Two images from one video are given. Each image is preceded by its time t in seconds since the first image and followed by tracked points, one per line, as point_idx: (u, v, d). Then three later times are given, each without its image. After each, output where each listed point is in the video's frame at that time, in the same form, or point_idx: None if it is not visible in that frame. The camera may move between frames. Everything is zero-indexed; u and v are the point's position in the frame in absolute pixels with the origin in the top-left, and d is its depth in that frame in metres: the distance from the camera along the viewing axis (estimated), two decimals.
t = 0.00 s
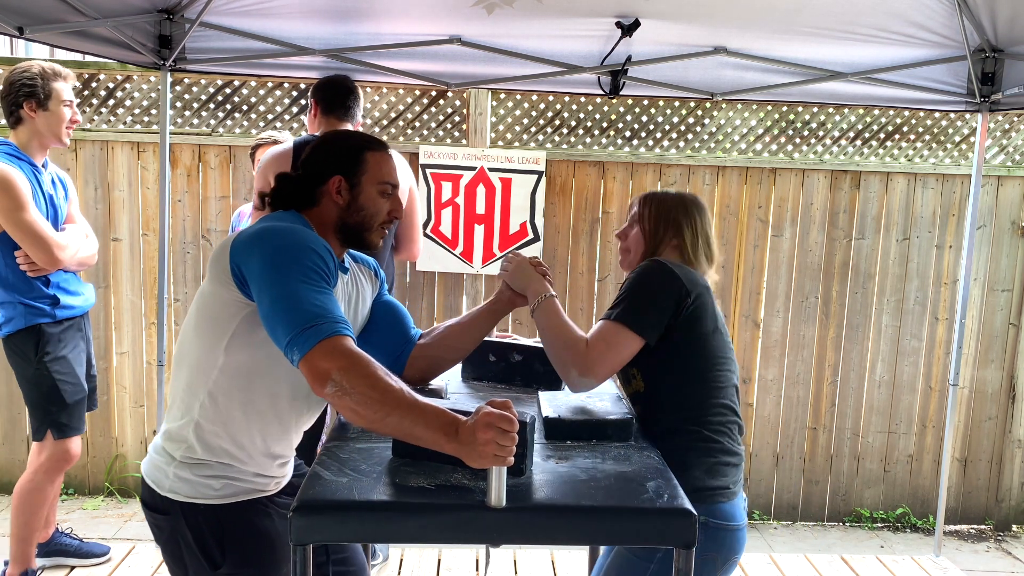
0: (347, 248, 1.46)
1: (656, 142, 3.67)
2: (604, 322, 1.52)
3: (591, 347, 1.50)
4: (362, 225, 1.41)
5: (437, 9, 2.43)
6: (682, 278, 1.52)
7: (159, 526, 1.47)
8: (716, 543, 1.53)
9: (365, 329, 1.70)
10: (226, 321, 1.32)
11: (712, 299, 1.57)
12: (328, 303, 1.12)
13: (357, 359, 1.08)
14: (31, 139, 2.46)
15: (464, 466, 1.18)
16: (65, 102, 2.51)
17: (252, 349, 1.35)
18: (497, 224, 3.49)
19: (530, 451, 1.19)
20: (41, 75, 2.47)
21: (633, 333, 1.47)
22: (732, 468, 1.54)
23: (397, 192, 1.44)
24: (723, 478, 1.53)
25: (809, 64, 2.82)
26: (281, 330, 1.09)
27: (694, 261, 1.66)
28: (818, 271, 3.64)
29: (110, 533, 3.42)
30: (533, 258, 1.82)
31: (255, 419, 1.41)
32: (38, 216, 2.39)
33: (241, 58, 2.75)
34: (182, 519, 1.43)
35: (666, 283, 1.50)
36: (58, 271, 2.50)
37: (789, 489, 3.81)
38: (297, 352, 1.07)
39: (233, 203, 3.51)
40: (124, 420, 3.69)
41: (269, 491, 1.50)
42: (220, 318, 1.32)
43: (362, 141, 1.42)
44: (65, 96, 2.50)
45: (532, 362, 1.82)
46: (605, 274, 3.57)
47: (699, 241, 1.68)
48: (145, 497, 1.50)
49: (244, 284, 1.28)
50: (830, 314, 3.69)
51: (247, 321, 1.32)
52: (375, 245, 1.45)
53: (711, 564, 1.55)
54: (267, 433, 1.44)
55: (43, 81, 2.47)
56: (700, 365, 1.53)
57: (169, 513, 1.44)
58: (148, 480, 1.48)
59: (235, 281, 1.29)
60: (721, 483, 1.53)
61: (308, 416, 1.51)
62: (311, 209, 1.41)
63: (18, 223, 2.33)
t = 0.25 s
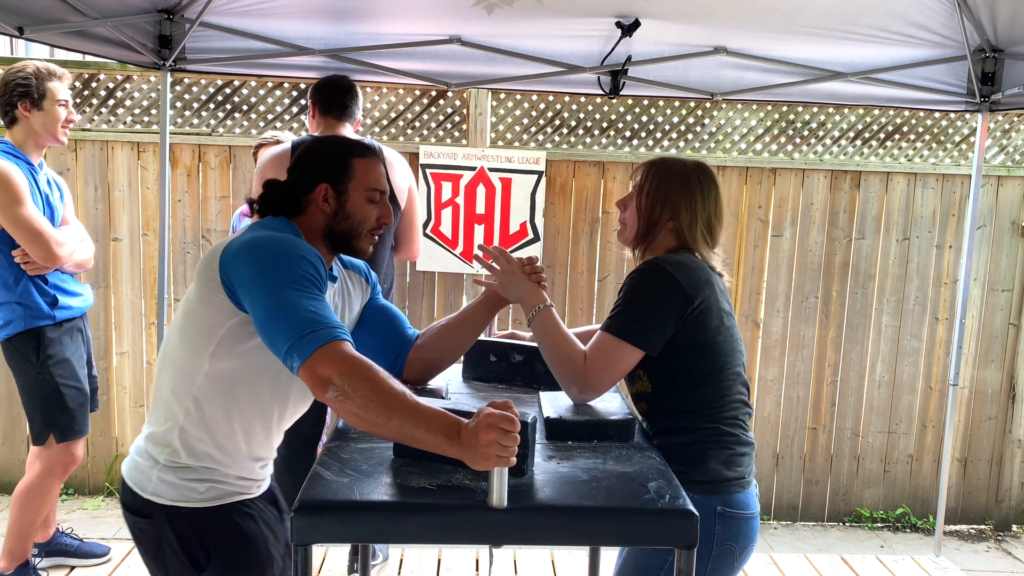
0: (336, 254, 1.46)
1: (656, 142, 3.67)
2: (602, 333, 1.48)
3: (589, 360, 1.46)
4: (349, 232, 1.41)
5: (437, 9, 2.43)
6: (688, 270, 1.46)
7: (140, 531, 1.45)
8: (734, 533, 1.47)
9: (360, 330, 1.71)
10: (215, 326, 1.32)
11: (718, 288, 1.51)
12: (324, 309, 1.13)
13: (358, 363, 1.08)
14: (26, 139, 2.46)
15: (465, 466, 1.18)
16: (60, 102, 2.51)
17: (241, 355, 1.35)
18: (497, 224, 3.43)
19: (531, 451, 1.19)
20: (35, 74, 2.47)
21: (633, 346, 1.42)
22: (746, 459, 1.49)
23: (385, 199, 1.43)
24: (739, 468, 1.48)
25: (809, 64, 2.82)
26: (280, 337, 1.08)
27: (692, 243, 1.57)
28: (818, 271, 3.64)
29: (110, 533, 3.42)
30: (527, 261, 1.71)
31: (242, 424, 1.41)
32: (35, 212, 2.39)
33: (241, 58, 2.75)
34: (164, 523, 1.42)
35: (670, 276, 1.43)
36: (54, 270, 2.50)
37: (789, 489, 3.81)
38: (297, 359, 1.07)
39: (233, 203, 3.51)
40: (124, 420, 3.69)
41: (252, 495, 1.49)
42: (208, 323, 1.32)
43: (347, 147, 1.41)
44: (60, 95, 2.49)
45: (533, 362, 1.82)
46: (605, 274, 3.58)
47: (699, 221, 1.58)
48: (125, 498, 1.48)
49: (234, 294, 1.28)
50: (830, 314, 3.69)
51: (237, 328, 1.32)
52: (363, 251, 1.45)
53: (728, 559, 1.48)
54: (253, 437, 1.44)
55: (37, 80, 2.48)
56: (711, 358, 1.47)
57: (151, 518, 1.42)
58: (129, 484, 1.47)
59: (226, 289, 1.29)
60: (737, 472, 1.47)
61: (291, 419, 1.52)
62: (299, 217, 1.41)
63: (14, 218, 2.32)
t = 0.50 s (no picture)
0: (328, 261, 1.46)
1: (656, 142, 3.67)
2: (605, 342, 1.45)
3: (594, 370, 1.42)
4: (340, 240, 1.40)
5: (437, 9, 2.43)
6: (700, 279, 1.41)
7: (94, 524, 1.45)
8: (743, 535, 1.45)
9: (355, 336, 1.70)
10: (191, 329, 1.31)
11: (732, 294, 1.46)
12: (322, 311, 1.13)
13: (361, 361, 1.08)
14: (17, 135, 2.46)
15: (467, 467, 1.18)
16: (51, 98, 2.52)
17: (213, 360, 1.34)
18: (497, 224, 3.44)
19: (533, 452, 1.19)
20: (26, 71, 2.47)
21: (638, 359, 1.39)
22: (753, 462, 1.48)
23: (379, 208, 1.42)
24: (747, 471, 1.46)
25: (809, 64, 2.82)
26: (281, 335, 1.07)
27: (708, 238, 1.53)
28: (818, 270, 3.65)
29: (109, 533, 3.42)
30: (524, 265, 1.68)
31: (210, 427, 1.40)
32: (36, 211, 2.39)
33: (241, 58, 2.74)
34: (121, 519, 1.42)
35: (681, 287, 1.39)
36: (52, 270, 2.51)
37: (789, 489, 3.81)
38: (299, 357, 1.05)
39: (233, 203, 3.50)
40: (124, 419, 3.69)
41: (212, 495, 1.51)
42: (187, 322, 1.31)
43: (344, 155, 1.40)
44: (51, 92, 2.50)
45: (533, 362, 1.83)
46: (605, 274, 3.57)
47: (716, 214, 1.54)
48: (83, 496, 1.47)
49: (224, 298, 1.27)
50: (830, 314, 3.69)
51: (212, 333, 1.31)
52: (353, 260, 1.44)
53: (738, 562, 1.46)
54: (218, 440, 1.44)
55: (28, 76, 2.47)
56: (720, 365, 1.44)
57: (108, 513, 1.42)
58: (88, 476, 1.46)
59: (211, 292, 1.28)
60: (745, 475, 1.46)
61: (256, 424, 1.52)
62: (291, 222, 1.41)
63: (14, 217, 2.33)
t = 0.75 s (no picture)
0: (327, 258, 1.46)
1: (656, 142, 3.67)
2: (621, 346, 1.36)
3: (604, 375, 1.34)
4: (340, 238, 1.40)
5: (438, 9, 2.42)
6: (728, 293, 1.33)
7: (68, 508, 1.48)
8: (764, 541, 1.44)
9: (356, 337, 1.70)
10: (180, 321, 1.31)
11: (757, 305, 1.40)
12: (321, 306, 1.12)
13: (362, 356, 1.08)
14: (14, 136, 2.45)
15: (467, 467, 1.18)
16: (48, 100, 2.53)
17: (200, 354, 1.34)
18: (497, 225, 3.48)
19: (533, 452, 1.19)
20: (25, 71, 2.47)
21: (651, 368, 1.30)
22: (768, 468, 1.46)
23: (381, 209, 1.42)
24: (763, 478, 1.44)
25: (809, 64, 2.82)
26: (280, 328, 1.07)
27: (729, 239, 1.45)
28: (818, 271, 3.65)
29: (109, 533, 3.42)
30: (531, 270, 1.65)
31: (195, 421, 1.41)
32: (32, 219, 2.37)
33: (241, 58, 2.74)
34: (94, 506, 1.44)
35: (708, 301, 1.31)
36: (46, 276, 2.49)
37: (789, 489, 3.81)
38: (298, 351, 1.05)
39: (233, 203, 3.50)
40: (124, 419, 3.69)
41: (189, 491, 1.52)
42: (180, 313, 1.30)
43: (346, 152, 1.40)
44: (49, 94, 2.52)
45: (534, 362, 1.83)
46: (605, 274, 3.57)
47: (735, 214, 1.45)
48: (61, 477, 1.50)
49: (221, 290, 1.26)
50: (831, 314, 3.69)
51: (205, 324, 1.30)
52: (352, 259, 1.44)
53: (759, 568, 1.45)
54: (203, 433, 1.45)
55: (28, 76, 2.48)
56: (742, 379, 1.39)
57: (82, 498, 1.45)
58: (70, 458, 1.49)
59: (206, 283, 1.27)
60: (762, 482, 1.44)
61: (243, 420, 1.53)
62: (291, 217, 1.41)
63: (14, 226, 2.31)
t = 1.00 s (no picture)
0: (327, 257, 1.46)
1: (656, 142, 3.67)
2: (638, 348, 1.35)
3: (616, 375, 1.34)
4: (339, 237, 1.40)
5: (438, 9, 2.42)
6: (755, 299, 1.33)
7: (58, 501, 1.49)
8: (774, 548, 1.43)
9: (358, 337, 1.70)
10: (176, 319, 1.31)
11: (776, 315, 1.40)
12: (320, 305, 1.13)
13: (361, 356, 1.08)
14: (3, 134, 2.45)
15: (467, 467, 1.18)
16: (38, 99, 2.52)
17: (194, 354, 1.34)
18: (497, 224, 3.48)
19: (533, 452, 1.19)
20: (16, 68, 2.45)
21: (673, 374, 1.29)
22: (779, 474, 1.46)
23: (381, 207, 1.42)
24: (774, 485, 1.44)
25: (809, 64, 2.82)
26: (278, 328, 1.07)
27: (749, 239, 1.42)
28: (818, 270, 3.65)
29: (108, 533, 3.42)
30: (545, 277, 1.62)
31: (189, 422, 1.40)
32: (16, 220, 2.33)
33: (241, 58, 2.74)
34: (82, 501, 1.45)
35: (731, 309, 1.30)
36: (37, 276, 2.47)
37: (789, 489, 3.81)
38: (297, 351, 1.05)
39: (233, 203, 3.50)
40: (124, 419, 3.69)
41: (178, 495, 1.52)
42: (178, 311, 1.31)
43: (345, 151, 1.39)
44: (39, 93, 2.51)
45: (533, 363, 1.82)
46: (605, 274, 3.57)
47: (754, 211, 1.42)
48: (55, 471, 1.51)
49: (219, 289, 1.26)
50: (830, 314, 3.69)
51: (202, 323, 1.30)
52: (353, 257, 1.44)
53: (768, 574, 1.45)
54: (199, 437, 1.44)
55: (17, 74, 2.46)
56: (757, 390, 1.39)
57: (71, 491, 1.46)
58: (66, 452, 1.50)
59: (203, 282, 1.27)
60: (773, 489, 1.44)
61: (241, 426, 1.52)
62: (290, 216, 1.41)
63: None
